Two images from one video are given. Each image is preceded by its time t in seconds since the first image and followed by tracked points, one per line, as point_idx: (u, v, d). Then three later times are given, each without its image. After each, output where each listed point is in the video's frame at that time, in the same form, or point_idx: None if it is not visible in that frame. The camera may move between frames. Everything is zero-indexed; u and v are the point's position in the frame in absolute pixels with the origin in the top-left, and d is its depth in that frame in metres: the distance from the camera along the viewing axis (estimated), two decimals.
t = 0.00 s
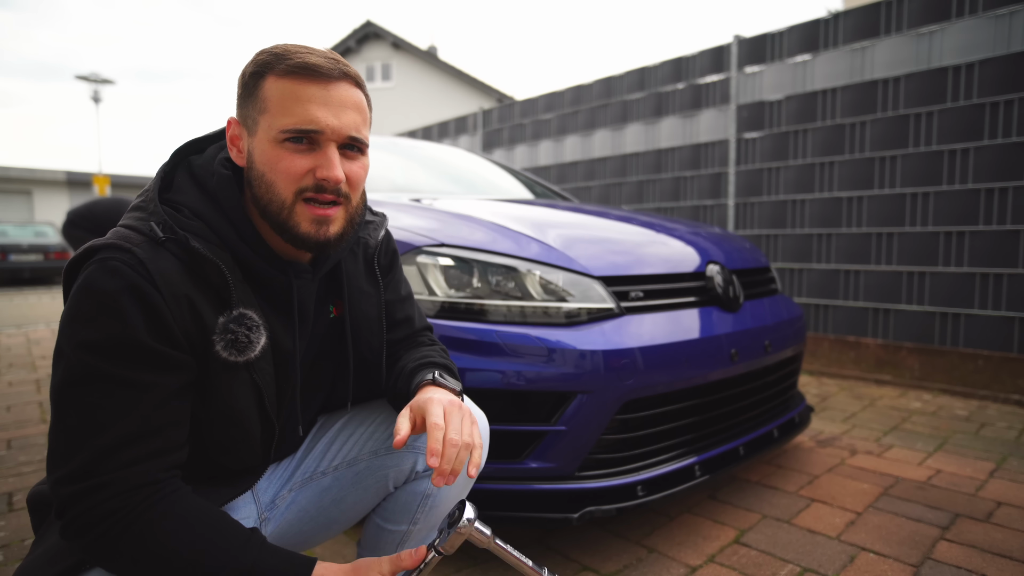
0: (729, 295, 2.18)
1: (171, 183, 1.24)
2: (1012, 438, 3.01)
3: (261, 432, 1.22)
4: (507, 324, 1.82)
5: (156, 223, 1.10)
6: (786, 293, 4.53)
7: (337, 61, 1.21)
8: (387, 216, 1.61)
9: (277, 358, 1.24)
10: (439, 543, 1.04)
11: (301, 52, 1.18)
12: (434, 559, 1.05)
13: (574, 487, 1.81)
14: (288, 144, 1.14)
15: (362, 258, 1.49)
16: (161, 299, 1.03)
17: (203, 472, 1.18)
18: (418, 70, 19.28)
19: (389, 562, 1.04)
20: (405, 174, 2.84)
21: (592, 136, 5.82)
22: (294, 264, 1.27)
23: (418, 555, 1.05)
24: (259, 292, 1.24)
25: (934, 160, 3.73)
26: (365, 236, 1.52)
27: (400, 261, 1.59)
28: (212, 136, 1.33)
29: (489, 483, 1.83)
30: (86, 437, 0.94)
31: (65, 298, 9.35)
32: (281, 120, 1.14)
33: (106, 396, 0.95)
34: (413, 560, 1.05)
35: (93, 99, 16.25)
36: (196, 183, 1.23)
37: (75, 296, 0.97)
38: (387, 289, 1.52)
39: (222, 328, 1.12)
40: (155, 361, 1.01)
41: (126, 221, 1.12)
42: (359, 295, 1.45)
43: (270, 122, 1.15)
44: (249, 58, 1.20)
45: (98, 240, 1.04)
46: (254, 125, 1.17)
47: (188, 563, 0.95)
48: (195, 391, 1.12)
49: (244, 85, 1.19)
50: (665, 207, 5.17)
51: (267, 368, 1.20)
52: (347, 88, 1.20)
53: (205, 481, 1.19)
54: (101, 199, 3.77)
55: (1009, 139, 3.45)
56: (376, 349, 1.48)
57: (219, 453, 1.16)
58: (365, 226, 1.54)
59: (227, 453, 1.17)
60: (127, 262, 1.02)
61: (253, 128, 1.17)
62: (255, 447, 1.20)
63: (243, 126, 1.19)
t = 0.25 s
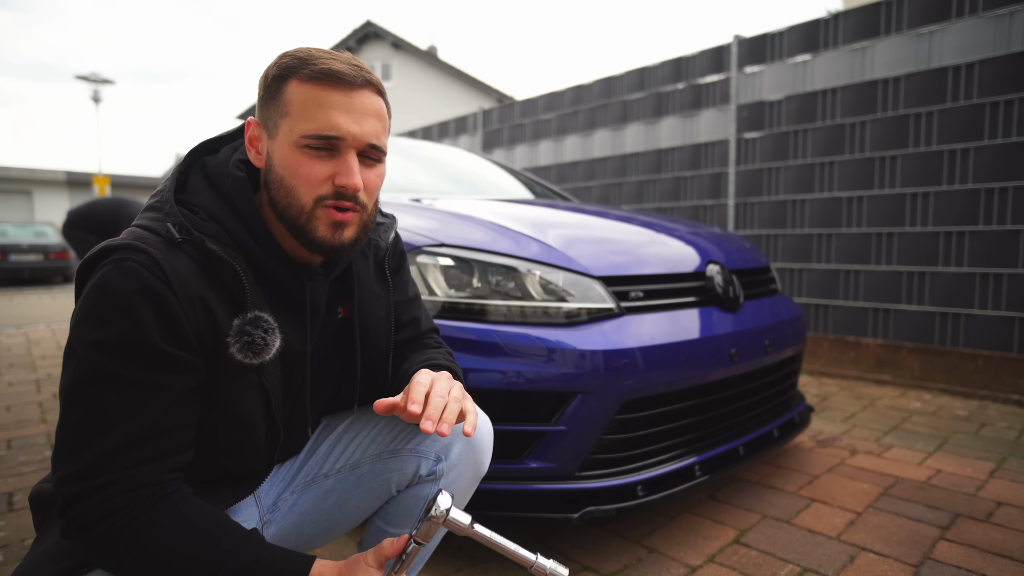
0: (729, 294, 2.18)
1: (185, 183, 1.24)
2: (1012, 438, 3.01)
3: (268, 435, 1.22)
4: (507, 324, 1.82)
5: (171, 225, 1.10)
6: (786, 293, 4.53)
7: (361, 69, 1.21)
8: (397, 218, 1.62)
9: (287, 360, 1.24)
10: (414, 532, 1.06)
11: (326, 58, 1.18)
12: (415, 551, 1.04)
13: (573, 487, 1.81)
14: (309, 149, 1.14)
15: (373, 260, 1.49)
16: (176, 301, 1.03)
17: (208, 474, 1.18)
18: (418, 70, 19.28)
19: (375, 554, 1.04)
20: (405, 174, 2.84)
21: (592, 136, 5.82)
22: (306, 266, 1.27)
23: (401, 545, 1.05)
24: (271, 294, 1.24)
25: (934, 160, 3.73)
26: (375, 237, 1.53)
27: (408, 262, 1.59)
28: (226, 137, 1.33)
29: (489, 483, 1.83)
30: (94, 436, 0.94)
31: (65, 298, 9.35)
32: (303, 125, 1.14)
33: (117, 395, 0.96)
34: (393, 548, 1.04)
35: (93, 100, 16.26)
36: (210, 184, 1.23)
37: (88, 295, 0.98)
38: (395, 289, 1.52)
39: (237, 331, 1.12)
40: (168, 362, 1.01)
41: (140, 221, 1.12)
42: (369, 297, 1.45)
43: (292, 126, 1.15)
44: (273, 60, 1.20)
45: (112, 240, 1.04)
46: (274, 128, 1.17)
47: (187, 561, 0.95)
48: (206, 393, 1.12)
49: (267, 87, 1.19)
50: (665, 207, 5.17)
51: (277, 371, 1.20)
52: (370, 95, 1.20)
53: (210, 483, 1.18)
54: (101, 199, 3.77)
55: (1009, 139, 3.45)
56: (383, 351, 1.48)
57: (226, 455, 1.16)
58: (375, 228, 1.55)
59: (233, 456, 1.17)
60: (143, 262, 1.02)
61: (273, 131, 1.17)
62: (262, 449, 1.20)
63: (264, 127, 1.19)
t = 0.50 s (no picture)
0: (729, 295, 2.18)
1: (185, 186, 1.24)
2: (1012, 438, 3.01)
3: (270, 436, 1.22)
4: (507, 324, 1.82)
5: (170, 229, 1.10)
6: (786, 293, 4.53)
7: (373, 74, 1.22)
8: (398, 218, 1.61)
9: (288, 363, 1.24)
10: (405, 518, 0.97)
11: (340, 62, 1.18)
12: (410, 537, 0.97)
13: (574, 487, 1.81)
14: (319, 151, 1.14)
15: (374, 260, 1.49)
16: (174, 307, 1.03)
17: (211, 476, 1.18)
18: (418, 70, 19.28)
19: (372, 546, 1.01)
20: (405, 174, 2.84)
21: (592, 136, 5.82)
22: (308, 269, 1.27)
23: (395, 532, 0.99)
24: (272, 297, 1.24)
25: (934, 160, 3.73)
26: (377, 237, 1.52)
27: (409, 262, 1.59)
28: (226, 137, 1.33)
29: (489, 483, 1.83)
30: (90, 442, 0.94)
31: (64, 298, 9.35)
32: (314, 127, 1.14)
33: (112, 402, 0.95)
34: (389, 538, 0.99)
35: (93, 100, 16.26)
36: (210, 187, 1.23)
37: (86, 301, 0.97)
38: (397, 289, 1.52)
39: (237, 337, 1.12)
40: (166, 369, 1.01)
41: (138, 225, 1.11)
42: (371, 298, 1.45)
43: (302, 127, 1.14)
44: (286, 61, 1.21)
45: (109, 245, 1.04)
46: (285, 129, 1.17)
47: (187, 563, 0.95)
48: (206, 397, 1.12)
49: (279, 88, 1.19)
50: (665, 207, 5.17)
51: (278, 375, 1.20)
52: (382, 100, 1.20)
53: (213, 484, 1.19)
54: (100, 199, 3.77)
55: (1009, 139, 3.45)
56: (386, 351, 1.47)
57: (228, 457, 1.16)
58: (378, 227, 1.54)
59: (235, 458, 1.17)
60: (141, 268, 1.02)
61: (283, 131, 1.17)
62: (263, 452, 1.20)
63: (273, 128, 1.19)
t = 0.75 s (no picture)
0: (729, 295, 2.18)
1: (176, 184, 1.23)
2: (1012, 438, 3.01)
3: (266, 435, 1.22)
4: (507, 324, 1.82)
5: (160, 228, 1.09)
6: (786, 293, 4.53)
7: (356, 66, 1.21)
8: (393, 217, 1.62)
9: (283, 362, 1.24)
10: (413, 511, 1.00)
11: (321, 55, 1.18)
12: (415, 531, 1.00)
13: (574, 487, 1.81)
14: (303, 145, 1.14)
15: (370, 258, 1.49)
16: (166, 307, 1.03)
17: (207, 476, 1.18)
18: (418, 70, 19.28)
19: (375, 542, 1.03)
20: (405, 174, 2.84)
21: (592, 136, 5.82)
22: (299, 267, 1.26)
23: (400, 528, 1.02)
24: (265, 295, 1.24)
25: (934, 160, 3.73)
26: (372, 237, 1.52)
27: (405, 259, 1.59)
28: (217, 136, 1.33)
29: (489, 484, 1.83)
30: (84, 445, 0.94)
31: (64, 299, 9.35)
32: (297, 121, 1.14)
33: (104, 405, 0.95)
34: (394, 533, 1.02)
35: (93, 100, 16.26)
36: (202, 186, 1.23)
37: (77, 302, 0.97)
38: (393, 288, 1.52)
39: (226, 336, 1.12)
40: (157, 370, 1.01)
41: (130, 224, 1.11)
42: (367, 296, 1.45)
43: (286, 121, 1.14)
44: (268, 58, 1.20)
45: (100, 245, 1.04)
46: (269, 125, 1.17)
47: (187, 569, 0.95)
48: (201, 397, 1.12)
49: (261, 84, 1.19)
50: (665, 207, 5.17)
51: (273, 374, 1.20)
52: (366, 92, 1.20)
53: (211, 484, 1.19)
54: (100, 199, 3.77)
55: (1009, 139, 3.45)
56: (384, 350, 1.48)
57: (223, 457, 1.16)
58: (371, 227, 1.55)
59: (231, 457, 1.17)
60: (132, 268, 1.01)
61: (267, 128, 1.17)
62: (260, 451, 1.20)
63: (259, 124, 1.19)
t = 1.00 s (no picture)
0: (729, 295, 2.18)
1: (172, 184, 1.23)
2: (1012, 438, 3.01)
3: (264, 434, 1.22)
4: (507, 324, 1.82)
5: (158, 227, 1.09)
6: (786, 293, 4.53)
7: (345, 62, 1.22)
8: (387, 216, 1.62)
9: (281, 361, 1.24)
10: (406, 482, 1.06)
11: (311, 51, 1.18)
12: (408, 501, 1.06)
13: (574, 487, 1.81)
14: (295, 141, 1.14)
15: (365, 257, 1.49)
16: (165, 306, 1.03)
17: (204, 477, 1.17)
18: (418, 70, 19.28)
19: (369, 519, 1.09)
20: (405, 174, 2.84)
21: (592, 136, 5.82)
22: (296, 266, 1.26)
23: (394, 502, 1.09)
24: (263, 294, 1.24)
25: (934, 160, 3.73)
26: (367, 235, 1.52)
27: (400, 258, 1.60)
28: (212, 135, 1.32)
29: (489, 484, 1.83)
30: (81, 445, 0.94)
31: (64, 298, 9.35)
32: (288, 117, 1.14)
33: (104, 405, 0.95)
34: (388, 508, 1.09)
35: (92, 100, 16.25)
36: (198, 185, 1.23)
37: (76, 302, 0.97)
38: (388, 286, 1.53)
39: (227, 335, 1.12)
40: (157, 369, 1.01)
41: (127, 224, 1.11)
42: (362, 295, 1.45)
43: (277, 119, 1.15)
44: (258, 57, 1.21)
45: (98, 245, 1.04)
46: (261, 122, 1.17)
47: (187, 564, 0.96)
48: (198, 396, 1.11)
49: (252, 82, 1.19)
50: (665, 207, 5.17)
51: (271, 372, 1.20)
52: (356, 87, 1.20)
53: (207, 484, 1.18)
54: (100, 199, 3.76)
55: (1009, 139, 3.45)
56: (380, 348, 1.48)
57: (221, 456, 1.16)
58: (367, 225, 1.54)
59: (229, 456, 1.17)
60: (132, 268, 1.01)
61: (260, 125, 1.17)
62: (257, 450, 1.20)
63: (250, 122, 1.19)
